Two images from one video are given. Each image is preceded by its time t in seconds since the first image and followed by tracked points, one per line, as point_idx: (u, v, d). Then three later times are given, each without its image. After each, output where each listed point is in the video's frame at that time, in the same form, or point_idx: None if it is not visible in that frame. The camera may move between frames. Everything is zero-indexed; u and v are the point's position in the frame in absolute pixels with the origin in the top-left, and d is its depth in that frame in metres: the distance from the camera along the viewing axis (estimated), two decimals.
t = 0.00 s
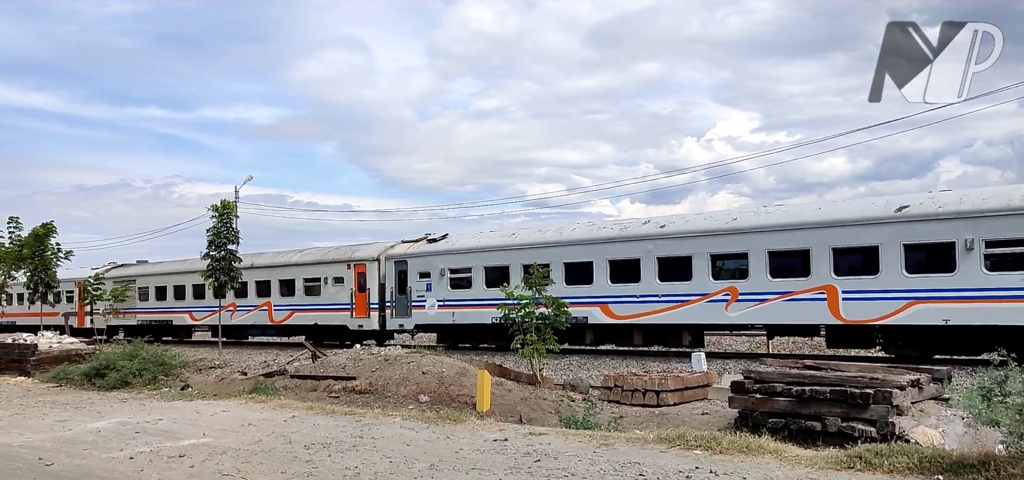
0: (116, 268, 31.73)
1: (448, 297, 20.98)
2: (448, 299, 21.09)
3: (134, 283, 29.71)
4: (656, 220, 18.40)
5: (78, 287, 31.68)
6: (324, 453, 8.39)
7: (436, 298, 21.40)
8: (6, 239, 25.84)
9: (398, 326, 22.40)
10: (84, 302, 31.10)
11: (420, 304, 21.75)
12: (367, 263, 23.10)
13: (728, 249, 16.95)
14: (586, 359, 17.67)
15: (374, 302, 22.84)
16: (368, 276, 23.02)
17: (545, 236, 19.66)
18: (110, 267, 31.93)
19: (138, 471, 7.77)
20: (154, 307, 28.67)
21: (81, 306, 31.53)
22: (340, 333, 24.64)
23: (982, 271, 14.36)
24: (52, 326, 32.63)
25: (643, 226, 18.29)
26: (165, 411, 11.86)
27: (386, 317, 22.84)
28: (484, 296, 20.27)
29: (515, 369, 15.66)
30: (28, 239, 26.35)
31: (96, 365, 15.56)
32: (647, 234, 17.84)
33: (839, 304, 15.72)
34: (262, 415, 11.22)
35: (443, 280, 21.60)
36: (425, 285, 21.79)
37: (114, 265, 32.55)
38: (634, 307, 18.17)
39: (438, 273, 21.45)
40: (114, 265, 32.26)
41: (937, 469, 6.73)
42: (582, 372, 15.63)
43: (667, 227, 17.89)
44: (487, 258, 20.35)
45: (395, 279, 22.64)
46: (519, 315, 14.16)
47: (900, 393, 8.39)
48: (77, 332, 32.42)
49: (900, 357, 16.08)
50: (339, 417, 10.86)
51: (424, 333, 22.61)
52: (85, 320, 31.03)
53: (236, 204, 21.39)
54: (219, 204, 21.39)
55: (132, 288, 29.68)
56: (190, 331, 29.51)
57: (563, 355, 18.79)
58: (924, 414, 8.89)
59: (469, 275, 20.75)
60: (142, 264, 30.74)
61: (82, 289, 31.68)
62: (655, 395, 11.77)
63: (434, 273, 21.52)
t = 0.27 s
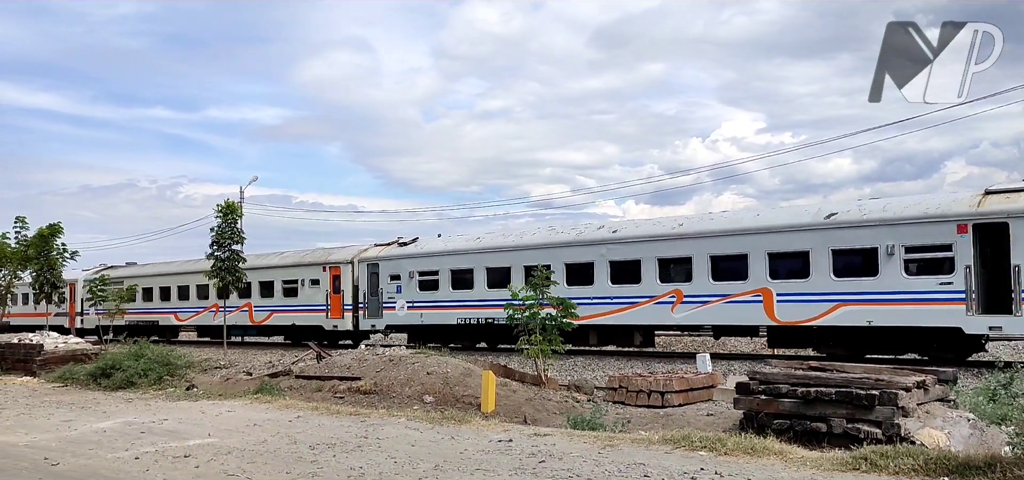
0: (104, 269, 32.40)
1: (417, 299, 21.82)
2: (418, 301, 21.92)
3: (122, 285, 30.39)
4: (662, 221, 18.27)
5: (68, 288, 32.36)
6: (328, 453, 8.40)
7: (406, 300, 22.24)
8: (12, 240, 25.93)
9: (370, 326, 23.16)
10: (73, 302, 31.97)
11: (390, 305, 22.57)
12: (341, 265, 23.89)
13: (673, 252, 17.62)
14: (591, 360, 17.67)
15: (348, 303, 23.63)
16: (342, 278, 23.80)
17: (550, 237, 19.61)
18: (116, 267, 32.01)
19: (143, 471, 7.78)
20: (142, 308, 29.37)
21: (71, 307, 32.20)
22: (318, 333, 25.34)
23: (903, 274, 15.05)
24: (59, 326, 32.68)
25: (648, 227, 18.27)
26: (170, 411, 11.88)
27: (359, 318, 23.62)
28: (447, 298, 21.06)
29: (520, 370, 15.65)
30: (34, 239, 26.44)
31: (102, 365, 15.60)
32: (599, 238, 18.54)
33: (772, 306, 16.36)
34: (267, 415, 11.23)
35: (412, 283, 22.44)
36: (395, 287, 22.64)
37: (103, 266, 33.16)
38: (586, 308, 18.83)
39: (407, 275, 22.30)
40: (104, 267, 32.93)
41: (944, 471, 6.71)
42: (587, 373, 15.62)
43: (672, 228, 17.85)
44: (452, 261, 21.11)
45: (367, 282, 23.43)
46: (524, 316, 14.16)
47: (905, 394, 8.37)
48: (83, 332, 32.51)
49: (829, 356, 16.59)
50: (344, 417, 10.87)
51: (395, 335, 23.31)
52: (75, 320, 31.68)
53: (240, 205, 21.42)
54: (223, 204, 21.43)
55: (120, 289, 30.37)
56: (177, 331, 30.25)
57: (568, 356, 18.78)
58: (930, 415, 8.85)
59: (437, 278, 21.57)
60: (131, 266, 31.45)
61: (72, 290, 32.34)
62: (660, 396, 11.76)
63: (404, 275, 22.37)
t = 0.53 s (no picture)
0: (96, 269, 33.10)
1: (389, 299, 22.42)
2: (391, 301, 22.53)
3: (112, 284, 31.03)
4: (669, 221, 18.22)
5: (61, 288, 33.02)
6: (334, 453, 8.40)
7: (379, 300, 22.84)
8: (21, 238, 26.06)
9: (346, 326, 23.79)
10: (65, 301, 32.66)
11: (364, 305, 23.18)
12: (319, 266, 24.51)
13: (625, 255, 18.15)
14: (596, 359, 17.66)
15: (325, 303, 24.26)
16: (320, 279, 24.42)
17: (556, 236, 19.59)
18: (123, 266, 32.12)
19: (149, 470, 7.80)
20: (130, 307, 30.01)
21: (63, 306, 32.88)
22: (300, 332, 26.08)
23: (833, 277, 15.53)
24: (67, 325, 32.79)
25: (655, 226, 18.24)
26: (176, 410, 11.90)
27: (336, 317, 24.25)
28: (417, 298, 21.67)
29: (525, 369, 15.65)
30: (42, 238, 26.53)
31: (109, 364, 15.67)
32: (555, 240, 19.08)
33: (715, 306, 16.87)
34: (273, 414, 11.24)
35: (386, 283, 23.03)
36: (369, 287, 23.23)
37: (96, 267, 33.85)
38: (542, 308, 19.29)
39: (381, 276, 22.88)
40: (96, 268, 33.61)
41: (951, 472, 6.68)
42: (592, 373, 15.62)
43: (676, 228, 17.79)
44: (420, 262, 21.77)
45: (343, 282, 24.03)
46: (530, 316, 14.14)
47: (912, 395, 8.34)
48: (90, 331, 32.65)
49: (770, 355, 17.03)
50: (350, 417, 10.87)
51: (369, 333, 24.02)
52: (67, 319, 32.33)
53: (245, 204, 21.45)
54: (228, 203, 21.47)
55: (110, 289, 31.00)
56: (173, 328, 30.70)
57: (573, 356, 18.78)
58: (937, 416, 8.81)
59: (408, 278, 22.17)
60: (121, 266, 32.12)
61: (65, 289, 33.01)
62: (666, 396, 11.74)
63: (378, 276, 22.96)
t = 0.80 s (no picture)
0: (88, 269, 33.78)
1: (363, 298, 23.30)
2: (365, 300, 23.40)
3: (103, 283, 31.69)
4: (674, 219, 18.22)
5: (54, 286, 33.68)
6: (340, 450, 8.42)
7: (353, 299, 23.74)
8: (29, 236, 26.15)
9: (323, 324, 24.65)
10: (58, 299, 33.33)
11: (340, 304, 24.06)
12: (299, 266, 25.42)
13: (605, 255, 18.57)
14: (602, 358, 17.64)
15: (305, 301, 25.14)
16: (300, 278, 25.32)
17: (562, 235, 19.58)
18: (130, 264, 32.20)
19: (156, 467, 7.83)
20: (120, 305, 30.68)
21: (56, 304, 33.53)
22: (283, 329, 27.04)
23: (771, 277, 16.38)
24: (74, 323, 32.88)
25: (661, 224, 18.22)
26: (182, 407, 11.93)
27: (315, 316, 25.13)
28: (390, 297, 22.45)
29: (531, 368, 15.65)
30: (50, 236, 26.65)
31: (116, 361, 15.72)
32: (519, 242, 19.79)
33: (664, 305, 17.62)
34: (279, 412, 11.26)
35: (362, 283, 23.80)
36: (344, 287, 24.11)
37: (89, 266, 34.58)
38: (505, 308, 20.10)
39: (355, 275, 23.77)
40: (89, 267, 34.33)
41: (958, 471, 6.66)
42: (598, 371, 15.61)
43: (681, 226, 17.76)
44: (393, 263, 22.60)
45: (321, 282, 24.90)
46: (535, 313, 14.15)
47: (920, 394, 8.31)
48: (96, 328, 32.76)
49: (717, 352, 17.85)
50: (356, 414, 10.89)
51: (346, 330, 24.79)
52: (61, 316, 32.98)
53: (250, 202, 21.50)
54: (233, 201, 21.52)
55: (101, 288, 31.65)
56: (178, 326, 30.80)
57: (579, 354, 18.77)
58: (944, 415, 8.78)
59: (381, 278, 23.00)
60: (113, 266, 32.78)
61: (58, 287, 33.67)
62: (672, 394, 11.73)
63: (353, 276, 23.84)
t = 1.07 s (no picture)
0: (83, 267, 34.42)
1: (339, 296, 23.90)
2: (341, 298, 24.03)
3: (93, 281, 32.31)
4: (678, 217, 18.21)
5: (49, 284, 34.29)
6: (345, 447, 8.43)
7: (330, 297, 24.30)
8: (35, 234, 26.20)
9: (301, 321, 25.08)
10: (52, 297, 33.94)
11: (317, 302, 24.55)
12: (278, 265, 25.83)
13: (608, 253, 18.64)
14: (607, 356, 17.62)
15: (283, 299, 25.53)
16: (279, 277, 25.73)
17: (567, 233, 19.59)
18: (135, 262, 32.28)
19: (161, 464, 7.85)
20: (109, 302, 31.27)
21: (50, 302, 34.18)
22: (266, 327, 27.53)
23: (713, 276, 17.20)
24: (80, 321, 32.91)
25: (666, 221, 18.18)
26: (188, 405, 11.95)
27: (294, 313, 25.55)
28: (363, 295, 23.19)
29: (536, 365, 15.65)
30: (56, 233, 26.72)
31: (121, 359, 15.76)
32: (482, 243, 20.41)
33: (617, 304, 18.33)
34: (285, 409, 11.28)
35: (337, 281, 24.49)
36: (322, 285, 24.63)
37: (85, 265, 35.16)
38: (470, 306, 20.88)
39: (331, 275, 24.38)
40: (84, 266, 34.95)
41: (963, 469, 6.65)
42: (603, 369, 15.61)
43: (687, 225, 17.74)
44: (366, 263, 23.33)
45: (300, 280, 25.35)
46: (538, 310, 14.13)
47: (925, 391, 8.29)
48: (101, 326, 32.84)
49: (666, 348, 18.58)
50: (361, 412, 10.90)
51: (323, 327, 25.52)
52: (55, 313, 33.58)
53: (254, 200, 21.52)
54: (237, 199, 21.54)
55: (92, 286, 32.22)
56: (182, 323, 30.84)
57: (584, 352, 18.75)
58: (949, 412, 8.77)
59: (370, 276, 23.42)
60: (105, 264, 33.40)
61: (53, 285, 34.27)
62: (676, 392, 11.71)
63: (330, 275, 24.43)
